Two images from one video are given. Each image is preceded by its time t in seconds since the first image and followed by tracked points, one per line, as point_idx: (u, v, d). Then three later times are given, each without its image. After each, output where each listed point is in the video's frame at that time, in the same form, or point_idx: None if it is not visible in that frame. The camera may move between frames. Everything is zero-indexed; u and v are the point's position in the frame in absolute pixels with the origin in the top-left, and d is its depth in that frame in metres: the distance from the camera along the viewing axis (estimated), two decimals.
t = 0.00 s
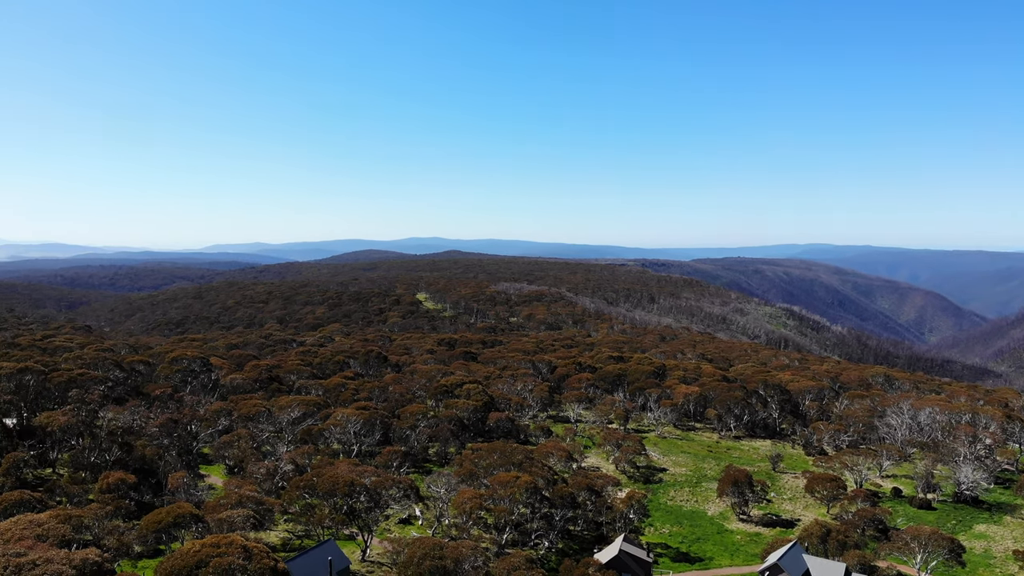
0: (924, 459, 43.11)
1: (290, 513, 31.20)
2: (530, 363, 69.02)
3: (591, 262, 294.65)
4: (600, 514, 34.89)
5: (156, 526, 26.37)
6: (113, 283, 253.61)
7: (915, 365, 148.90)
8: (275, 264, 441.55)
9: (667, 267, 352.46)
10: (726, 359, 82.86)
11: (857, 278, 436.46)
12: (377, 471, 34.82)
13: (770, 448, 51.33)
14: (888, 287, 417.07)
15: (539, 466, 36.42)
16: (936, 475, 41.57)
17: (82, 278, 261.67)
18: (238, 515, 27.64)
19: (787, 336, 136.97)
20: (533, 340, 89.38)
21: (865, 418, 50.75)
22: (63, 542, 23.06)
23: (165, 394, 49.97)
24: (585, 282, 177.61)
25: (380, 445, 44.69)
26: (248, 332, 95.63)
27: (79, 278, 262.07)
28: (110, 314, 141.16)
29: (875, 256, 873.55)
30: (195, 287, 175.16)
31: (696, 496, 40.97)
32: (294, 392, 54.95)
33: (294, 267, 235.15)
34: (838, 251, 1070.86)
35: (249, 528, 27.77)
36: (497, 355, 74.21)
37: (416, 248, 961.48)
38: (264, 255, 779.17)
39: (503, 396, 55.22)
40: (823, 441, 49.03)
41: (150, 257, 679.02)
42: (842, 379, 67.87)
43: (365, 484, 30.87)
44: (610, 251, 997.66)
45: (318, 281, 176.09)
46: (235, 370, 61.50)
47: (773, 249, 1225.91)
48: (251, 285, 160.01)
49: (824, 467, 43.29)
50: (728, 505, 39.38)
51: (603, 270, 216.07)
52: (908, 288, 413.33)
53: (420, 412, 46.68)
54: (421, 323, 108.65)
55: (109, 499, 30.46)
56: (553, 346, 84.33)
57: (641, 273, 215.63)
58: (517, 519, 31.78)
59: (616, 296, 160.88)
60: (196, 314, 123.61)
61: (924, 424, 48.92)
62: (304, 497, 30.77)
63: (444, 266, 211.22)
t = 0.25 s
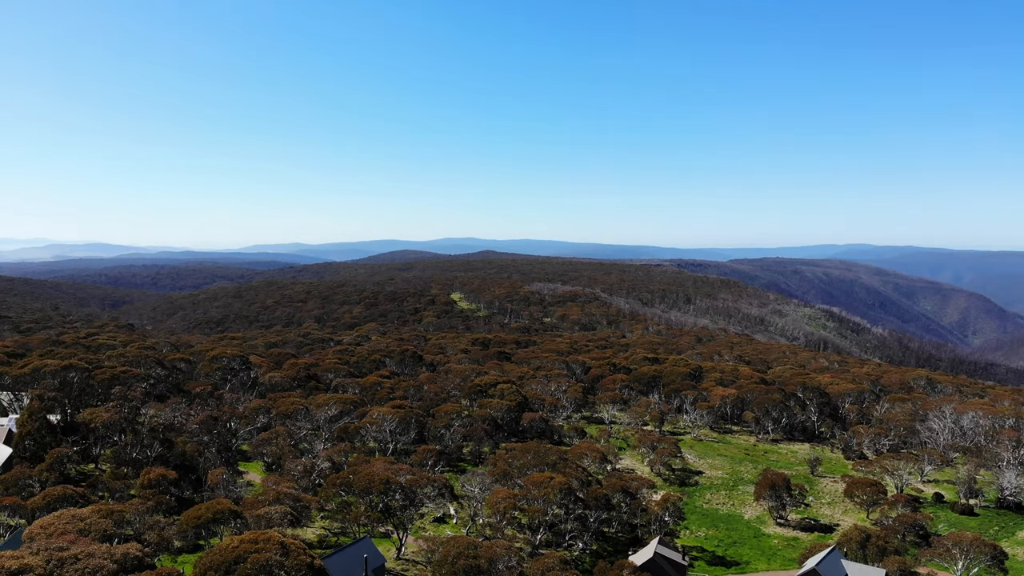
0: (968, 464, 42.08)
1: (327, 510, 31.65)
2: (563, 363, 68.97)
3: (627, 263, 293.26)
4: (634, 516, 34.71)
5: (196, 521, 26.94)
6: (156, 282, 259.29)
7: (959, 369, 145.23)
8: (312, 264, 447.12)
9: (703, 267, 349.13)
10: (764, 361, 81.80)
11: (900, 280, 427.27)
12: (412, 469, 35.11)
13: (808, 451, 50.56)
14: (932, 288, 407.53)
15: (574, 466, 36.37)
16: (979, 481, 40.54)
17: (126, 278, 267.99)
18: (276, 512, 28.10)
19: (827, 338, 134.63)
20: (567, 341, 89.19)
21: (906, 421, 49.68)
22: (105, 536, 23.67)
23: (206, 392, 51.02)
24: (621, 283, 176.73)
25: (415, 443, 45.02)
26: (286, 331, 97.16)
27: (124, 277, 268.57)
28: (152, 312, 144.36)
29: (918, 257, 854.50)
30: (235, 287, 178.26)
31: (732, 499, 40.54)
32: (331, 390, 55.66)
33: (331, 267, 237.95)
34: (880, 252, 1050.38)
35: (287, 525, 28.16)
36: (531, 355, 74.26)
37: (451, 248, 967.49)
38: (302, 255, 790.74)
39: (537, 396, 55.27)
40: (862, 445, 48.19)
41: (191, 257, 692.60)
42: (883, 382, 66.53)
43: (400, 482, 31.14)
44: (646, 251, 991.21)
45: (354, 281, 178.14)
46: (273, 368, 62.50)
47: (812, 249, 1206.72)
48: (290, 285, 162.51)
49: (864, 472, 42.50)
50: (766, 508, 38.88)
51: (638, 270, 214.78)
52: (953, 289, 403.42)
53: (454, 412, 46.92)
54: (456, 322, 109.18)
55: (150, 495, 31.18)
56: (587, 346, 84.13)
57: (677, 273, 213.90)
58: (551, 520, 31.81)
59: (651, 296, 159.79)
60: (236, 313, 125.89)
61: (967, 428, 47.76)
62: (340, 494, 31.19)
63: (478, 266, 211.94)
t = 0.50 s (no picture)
0: (997, 468, 41.32)
1: (351, 508, 31.86)
2: (586, 364, 68.85)
3: (651, 263, 291.93)
4: (658, 518, 34.57)
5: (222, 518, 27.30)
6: (184, 282, 262.85)
7: (990, 371, 142.67)
8: (337, 265, 450.49)
9: (728, 267, 346.44)
10: (790, 363, 80.98)
11: (929, 281, 420.77)
12: (436, 469, 35.25)
13: (834, 454, 49.98)
14: (962, 290, 400.77)
15: (597, 468, 36.29)
16: (1009, 485, 39.81)
17: (155, 277, 272.24)
18: (300, 510, 28.36)
19: (854, 339, 132.94)
20: (590, 342, 88.93)
21: (935, 425, 48.92)
22: (131, 533, 24.05)
23: (232, 391, 51.66)
24: (645, 283, 175.91)
25: (438, 443, 45.20)
26: (311, 331, 98.05)
27: (152, 277, 272.55)
28: (180, 312, 146.45)
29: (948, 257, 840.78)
30: (261, 287, 180.21)
31: (757, 502, 40.20)
32: (355, 390, 56.06)
33: (355, 267, 239.61)
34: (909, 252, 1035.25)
35: (311, 523, 28.37)
36: (553, 356, 74.20)
37: (474, 248, 969.18)
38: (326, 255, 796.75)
39: (560, 397, 55.24)
40: (889, 448, 47.53)
41: (218, 257, 701.03)
42: (911, 385, 65.58)
43: (423, 482, 31.28)
44: (669, 252, 986.09)
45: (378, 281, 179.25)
46: (298, 367, 63.10)
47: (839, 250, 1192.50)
48: (315, 285, 163.87)
49: (891, 475, 41.93)
50: (791, 512, 38.51)
51: (662, 271, 213.70)
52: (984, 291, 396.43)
53: (477, 411, 46.99)
54: (479, 322, 109.38)
55: (176, 492, 31.62)
56: (610, 347, 83.89)
57: (701, 274, 212.44)
58: (574, 521, 31.76)
59: (675, 297, 158.93)
60: (262, 313, 127.22)
61: (997, 432, 46.92)
62: (363, 493, 31.43)
63: (501, 267, 212.20)
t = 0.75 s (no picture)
0: None
1: (386, 506, 32.18)
2: (621, 365, 68.55)
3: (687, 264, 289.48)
4: (693, 521, 34.30)
5: (260, 516, 27.80)
6: (224, 281, 267.51)
7: None
8: (373, 264, 454.11)
9: (766, 268, 341.87)
10: (829, 365, 79.65)
11: (975, 282, 410.33)
12: (470, 468, 35.42)
13: (874, 458, 49.08)
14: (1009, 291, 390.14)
15: (631, 469, 36.13)
16: None
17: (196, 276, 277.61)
18: (337, 507, 28.74)
19: (895, 342, 130.27)
20: (625, 342, 88.43)
21: (979, 429, 47.74)
22: (171, 528, 24.58)
23: (270, 388, 52.52)
24: (681, 284, 174.44)
25: (473, 442, 45.40)
26: (348, 330, 99.16)
27: (193, 276, 277.96)
28: (220, 311, 149.08)
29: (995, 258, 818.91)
30: (299, 286, 182.60)
31: (795, 506, 39.65)
32: (391, 388, 56.56)
33: (391, 267, 241.54)
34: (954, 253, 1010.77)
35: (347, 521, 28.72)
36: (588, 356, 74.00)
37: (509, 249, 970.40)
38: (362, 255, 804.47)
39: (594, 398, 55.10)
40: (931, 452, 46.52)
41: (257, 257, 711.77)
42: (955, 388, 64.08)
43: (457, 481, 31.46)
44: (706, 252, 976.78)
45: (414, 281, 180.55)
46: (335, 366, 63.87)
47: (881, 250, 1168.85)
48: (352, 284, 165.62)
49: (934, 480, 41.06)
50: (830, 516, 37.91)
51: (699, 271, 211.74)
52: None
53: (511, 411, 47.10)
54: (513, 322, 109.51)
55: (215, 488, 32.27)
56: (645, 348, 83.42)
57: (738, 275, 209.93)
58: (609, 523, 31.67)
59: (712, 298, 157.35)
60: (300, 312, 128.97)
61: None
62: (399, 491, 31.74)
63: (536, 267, 212.14)
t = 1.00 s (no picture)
0: None
1: (421, 505, 32.50)
2: (656, 366, 68.16)
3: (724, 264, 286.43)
4: (729, 524, 34.00)
5: (297, 512, 28.32)
6: (262, 280, 271.79)
7: None
8: (408, 264, 457.13)
9: (805, 269, 336.67)
10: (870, 368, 78.17)
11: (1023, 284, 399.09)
12: (505, 468, 35.57)
13: (916, 463, 48.11)
14: None
15: (667, 472, 35.94)
16: None
17: (236, 276, 282.52)
18: (372, 505, 29.13)
19: (939, 344, 127.29)
20: (660, 344, 87.85)
21: None
22: (210, 524, 25.13)
23: (309, 386, 53.33)
24: (718, 285, 172.65)
25: (507, 442, 45.56)
26: (384, 329, 100.09)
27: (233, 276, 282.84)
28: (258, 310, 151.54)
29: None
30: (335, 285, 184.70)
31: (834, 511, 39.07)
32: (426, 387, 57.01)
33: (426, 266, 243.05)
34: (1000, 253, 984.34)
35: (383, 518, 29.11)
36: (623, 357, 73.69)
37: (544, 249, 970.02)
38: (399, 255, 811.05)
39: (629, 399, 54.90)
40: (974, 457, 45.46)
41: (295, 256, 721.40)
42: (1001, 392, 62.45)
43: (491, 480, 31.65)
44: (743, 252, 965.09)
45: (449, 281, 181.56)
46: (372, 364, 64.58)
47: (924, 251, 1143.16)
48: (388, 283, 167.05)
49: (977, 486, 40.13)
50: (869, 522, 37.28)
51: (736, 272, 209.37)
52: None
53: (545, 411, 47.18)
54: (548, 323, 109.49)
55: (254, 485, 32.92)
56: (681, 349, 82.81)
57: (777, 275, 207.00)
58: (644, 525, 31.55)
59: (749, 299, 155.46)
60: (338, 311, 130.50)
61: None
62: (433, 490, 32.05)
63: (570, 267, 211.71)
